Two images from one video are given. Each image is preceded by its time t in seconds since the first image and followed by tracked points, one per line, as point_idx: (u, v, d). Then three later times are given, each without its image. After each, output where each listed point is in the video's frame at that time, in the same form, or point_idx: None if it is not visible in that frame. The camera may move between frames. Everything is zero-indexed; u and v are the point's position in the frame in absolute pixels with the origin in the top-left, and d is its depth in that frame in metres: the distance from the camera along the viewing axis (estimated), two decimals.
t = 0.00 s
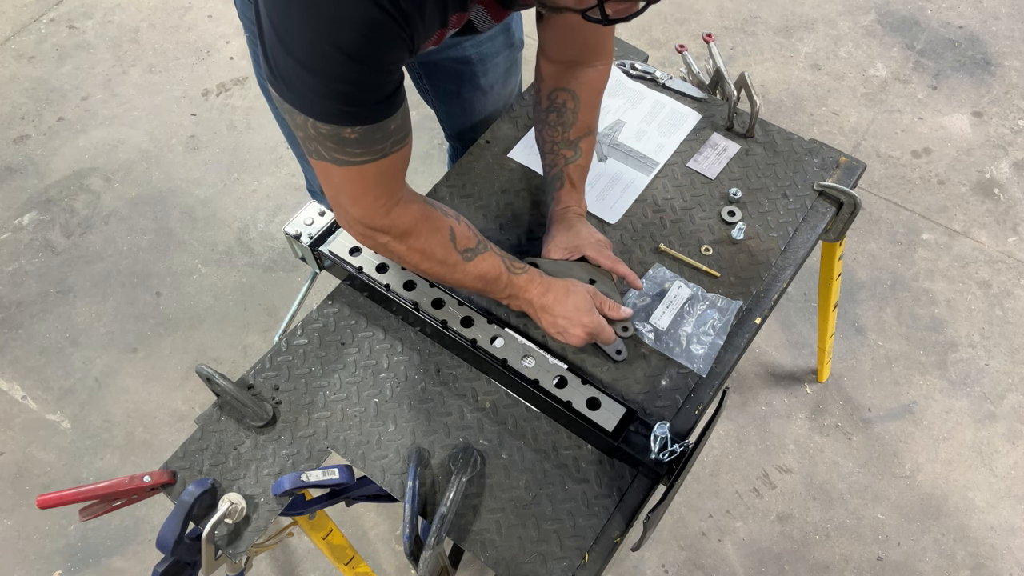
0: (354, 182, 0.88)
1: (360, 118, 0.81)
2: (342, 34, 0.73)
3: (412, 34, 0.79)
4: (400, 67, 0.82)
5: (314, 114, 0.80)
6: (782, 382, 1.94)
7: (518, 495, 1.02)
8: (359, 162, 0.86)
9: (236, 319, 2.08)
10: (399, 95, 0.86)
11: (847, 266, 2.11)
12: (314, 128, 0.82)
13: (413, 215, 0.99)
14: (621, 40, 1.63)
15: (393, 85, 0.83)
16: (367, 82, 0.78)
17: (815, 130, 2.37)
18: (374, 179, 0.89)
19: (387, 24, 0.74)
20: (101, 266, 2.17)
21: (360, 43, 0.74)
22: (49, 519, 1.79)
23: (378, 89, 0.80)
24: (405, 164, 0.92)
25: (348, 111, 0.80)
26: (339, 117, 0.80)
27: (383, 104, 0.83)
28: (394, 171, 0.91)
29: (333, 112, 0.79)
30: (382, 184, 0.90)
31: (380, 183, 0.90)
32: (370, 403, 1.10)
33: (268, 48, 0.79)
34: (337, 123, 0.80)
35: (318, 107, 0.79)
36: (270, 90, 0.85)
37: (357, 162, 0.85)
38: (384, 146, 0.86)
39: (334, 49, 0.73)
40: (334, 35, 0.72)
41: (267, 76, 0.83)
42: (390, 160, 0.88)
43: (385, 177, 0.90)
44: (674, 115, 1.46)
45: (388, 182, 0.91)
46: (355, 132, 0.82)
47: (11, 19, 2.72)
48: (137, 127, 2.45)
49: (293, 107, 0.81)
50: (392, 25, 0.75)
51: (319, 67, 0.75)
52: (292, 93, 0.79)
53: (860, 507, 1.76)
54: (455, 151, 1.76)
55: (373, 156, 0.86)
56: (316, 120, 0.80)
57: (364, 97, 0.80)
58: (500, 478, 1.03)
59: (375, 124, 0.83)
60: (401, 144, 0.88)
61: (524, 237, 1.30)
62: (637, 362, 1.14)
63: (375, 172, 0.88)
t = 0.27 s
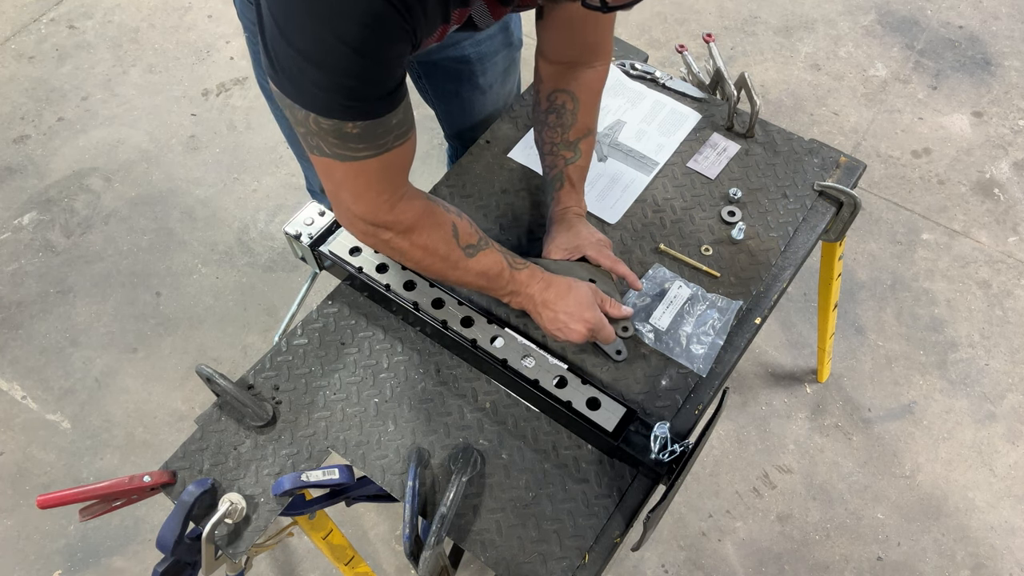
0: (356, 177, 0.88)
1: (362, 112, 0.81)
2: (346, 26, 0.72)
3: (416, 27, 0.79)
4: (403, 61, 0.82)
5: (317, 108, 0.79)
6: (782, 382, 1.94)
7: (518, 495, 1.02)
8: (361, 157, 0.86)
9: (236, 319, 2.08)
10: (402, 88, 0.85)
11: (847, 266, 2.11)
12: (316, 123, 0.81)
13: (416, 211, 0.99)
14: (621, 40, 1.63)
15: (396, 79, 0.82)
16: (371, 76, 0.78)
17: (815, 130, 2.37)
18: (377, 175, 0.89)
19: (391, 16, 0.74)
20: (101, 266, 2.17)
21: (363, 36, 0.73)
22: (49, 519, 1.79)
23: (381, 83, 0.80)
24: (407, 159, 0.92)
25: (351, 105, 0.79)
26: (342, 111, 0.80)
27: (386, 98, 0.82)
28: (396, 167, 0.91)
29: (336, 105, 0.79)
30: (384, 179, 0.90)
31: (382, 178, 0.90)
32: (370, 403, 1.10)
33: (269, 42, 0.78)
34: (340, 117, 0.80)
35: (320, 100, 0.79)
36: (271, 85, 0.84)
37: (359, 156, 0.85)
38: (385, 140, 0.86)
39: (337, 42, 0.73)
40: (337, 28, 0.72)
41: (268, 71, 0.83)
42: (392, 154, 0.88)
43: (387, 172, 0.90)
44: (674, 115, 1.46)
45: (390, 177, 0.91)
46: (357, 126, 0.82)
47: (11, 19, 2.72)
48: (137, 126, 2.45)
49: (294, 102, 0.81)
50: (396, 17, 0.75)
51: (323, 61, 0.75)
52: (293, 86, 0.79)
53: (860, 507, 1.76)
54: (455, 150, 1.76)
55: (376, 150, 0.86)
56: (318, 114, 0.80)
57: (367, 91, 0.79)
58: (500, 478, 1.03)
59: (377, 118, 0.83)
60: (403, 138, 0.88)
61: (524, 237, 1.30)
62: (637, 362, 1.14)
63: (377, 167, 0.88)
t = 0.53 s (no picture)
0: (361, 174, 0.87)
1: (366, 107, 0.81)
2: (350, 16, 0.72)
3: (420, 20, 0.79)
4: (408, 56, 0.82)
5: (321, 102, 0.79)
6: (782, 382, 1.94)
7: (518, 495, 1.02)
8: (366, 153, 0.85)
9: (236, 319, 2.08)
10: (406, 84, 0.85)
11: (848, 266, 2.11)
12: (320, 118, 0.81)
13: (419, 209, 0.98)
14: (621, 40, 1.63)
15: (401, 74, 0.82)
16: (376, 70, 0.78)
17: (815, 130, 2.37)
18: (382, 171, 0.88)
19: (395, 7, 0.74)
20: (101, 266, 2.17)
21: (368, 27, 0.73)
22: (49, 519, 1.79)
23: (387, 77, 0.80)
24: (412, 156, 0.91)
25: (356, 98, 0.79)
26: (346, 105, 0.79)
27: (391, 93, 0.82)
28: (401, 163, 0.90)
29: (340, 99, 0.79)
30: (389, 176, 0.90)
31: (386, 175, 0.89)
32: (370, 403, 1.10)
33: (273, 36, 0.79)
34: (344, 112, 0.80)
35: (325, 94, 0.78)
36: (275, 81, 0.84)
37: (364, 152, 0.85)
38: (390, 136, 0.85)
39: (342, 32, 0.73)
40: (342, 18, 0.72)
41: (272, 66, 0.83)
42: (397, 151, 0.88)
43: (392, 169, 0.89)
44: (674, 114, 1.46)
45: (394, 174, 0.90)
46: (361, 121, 0.81)
47: (11, 19, 2.72)
48: (137, 127, 2.45)
49: (298, 96, 0.81)
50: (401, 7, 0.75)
51: (327, 52, 0.75)
52: (298, 80, 0.79)
53: (860, 507, 1.76)
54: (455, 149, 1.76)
55: (381, 146, 0.85)
56: (322, 109, 0.80)
57: (372, 86, 0.79)
58: (500, 478, 1.03)
59: (381, 113, 0.82)
60: (407, 134, 0.88)
61: (524, 237, 1.30)
62: (637, 362, 1.14)
63: (382, 164, 0.87)
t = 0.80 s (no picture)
0: (361, 176, 0.87)
1: (367, 107, 0.81)
2: (349, 14, 0.72)
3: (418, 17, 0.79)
4: (407, 55, 0.82)
5: (321, 103, 0.79)
6: (782, 382, 1.94)
7: (518, 495, 1.02)
8: (366, 154, 0.85)
9: (236, 320, 2.08)
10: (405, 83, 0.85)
11: (848, 266, 2.11)
12: (320, 119, 0.81)
13: (419, 211, 0.98)
14: (621, 40, 1.63)
15: (401, 73, 0.82)
16: (376, 69, 0.78)
17: (815, 130, 2.37)
18: (382, 172, 0.88)
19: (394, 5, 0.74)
20: (101, 266, 2.17)
21: (367, 25, 0.74)
22: (49, 519, 1.79)
23: (386, 76, 0.80)
24: (412, 157, 0.92)
25: (356, 98, 0.79)
26: (346, 105, 0.79)
27: (391, 92, 0.82)
28: (401, 164, 0.90)
29: (340, 99, 0.79)
30: (389, 178, 0.90)
31: (387, 177, 0.90)
32: (370, 403, 1.10)
33: (270, 36, 0.78)
34: (344, 112, 0.80)
35: (324, 94, 0.78)
36: (273, 82, 0.84)
37: (364, 153, 0.85)
38: (390, 136, 0.85)
39: (341, 31, 0.73)
40: (341, 16, 0.72)
41: (270, 67, 0.83)
42: (397, 152, 0.88)
43: (392, 171, 0.90)
44: (674, 115, 1.46)
45: (395, 175, 0.91)
46: (362, 122, 0.81)
47: (11, 19, 2.72)
48: (137, 127, 2.45)
49: (297, 96, 0.81)
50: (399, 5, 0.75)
51: (326, 51, 0.75)
52: (297, 80, 0.79)
53: (860, 507, 1.76)
54: (455, 149, 1.76)
55: (382, 147, 0.85)
56: (321, 109, 0.80)
57: (372, 85, 0.79)
58: (500, 478, 1.03)
59: (380, 113, 0.82)
60: (408, 135, 0.88)
61: (524, 237, 1.30)
62: (637, 362, 1.14)
63: (382, 165, 0.87)
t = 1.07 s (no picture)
0: (362, 175, 0.87)
1: (367, 105, 0.80)
2: (350, 10, 0.72)
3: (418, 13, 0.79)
4: (407, 52, 0.82)
5: (321, 101, 0.79)
6: (782, 382, 1.94)
7: (518, 495, 1.02)
8: (367, 153, 0.85)
9: (236, 319, 2.08)
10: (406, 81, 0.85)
11: (848, 266, 2.11)
12: (321, 117, 0.81)
13: (422, 211, 0.98)
14: (621, 40, 1.63)
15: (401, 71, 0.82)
16: (377, 65, 0.77)
17: (815, 130, 2.37)
18: (384, 171, 0.88)
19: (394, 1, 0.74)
20: (101, 266, 2.17)
21: (368, 22, 0.74)
22: (49, 519, 1.79)
23: (386, 73, 0.79)
24: (413, 156, 0.91)
25: (356, 95, 0.79)
26: (346, 102, 0.79)
27: (391, 90, 0.82)
28: (402, 163, 0.90)
29: (340, 96, 0.78)
30: (391, 177, 0.90)
31: (389, 177, 0.90)
32: (370, 403, 1.10)
33: (269, 36, 0.78)
34: (344, 110, 0.80)
35: (326, 91, 0.78)
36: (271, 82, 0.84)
37: (365, 152, 0.85)
38: (391, 135, 0.85)
39: (341, 27, 0.73)
40: (341, 12, 0.72)
41: (269, 67, 0.82)
42: (398, 151, 0.88)
43: (394, 170, 0.89)
44: (674, 115, 1.46)
45: (396, 175, 0.90)
46: (363, 120, 0.81)
47: (11, 19, 2.72)
48: (137, 126, 2.45)
49: (297, 95, 0.80)
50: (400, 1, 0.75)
51: (327, 49, 0.74)
52: (297, 79, 0.78)
53: (860, 507, 1.76)
54: (455, 149, 1.76)
55: (383, 146, 0.85)
56: (322, 108, 0.80)
57: (373, 83, 0.79)
58: (500, 478, 1.03)
59: (381, 110, 0.82)
60: (409, 134, 0.88)
61: (524, 237, 1.30)
62: (637, 362, 1.14)
63: (384, 163, 0.87)
